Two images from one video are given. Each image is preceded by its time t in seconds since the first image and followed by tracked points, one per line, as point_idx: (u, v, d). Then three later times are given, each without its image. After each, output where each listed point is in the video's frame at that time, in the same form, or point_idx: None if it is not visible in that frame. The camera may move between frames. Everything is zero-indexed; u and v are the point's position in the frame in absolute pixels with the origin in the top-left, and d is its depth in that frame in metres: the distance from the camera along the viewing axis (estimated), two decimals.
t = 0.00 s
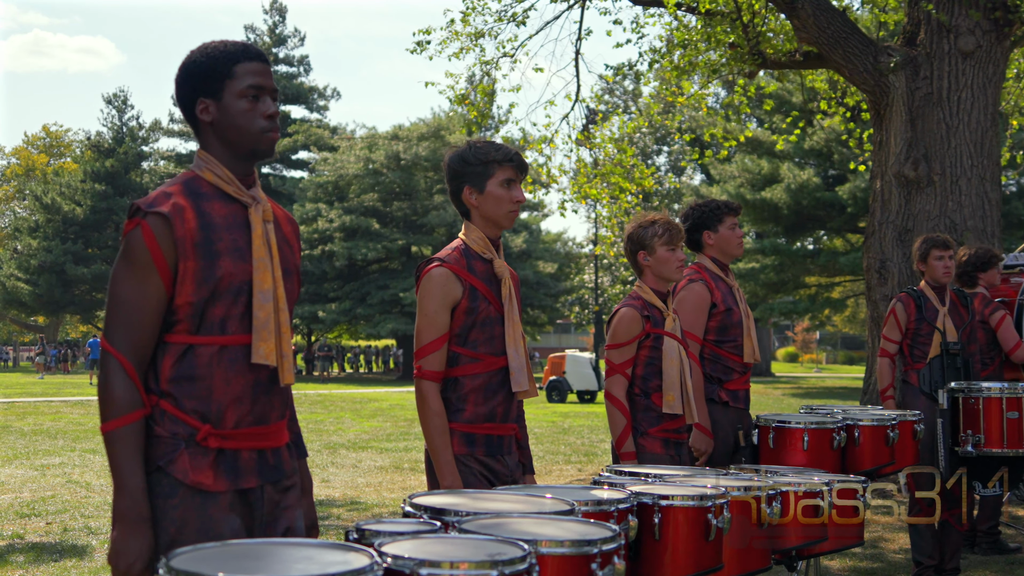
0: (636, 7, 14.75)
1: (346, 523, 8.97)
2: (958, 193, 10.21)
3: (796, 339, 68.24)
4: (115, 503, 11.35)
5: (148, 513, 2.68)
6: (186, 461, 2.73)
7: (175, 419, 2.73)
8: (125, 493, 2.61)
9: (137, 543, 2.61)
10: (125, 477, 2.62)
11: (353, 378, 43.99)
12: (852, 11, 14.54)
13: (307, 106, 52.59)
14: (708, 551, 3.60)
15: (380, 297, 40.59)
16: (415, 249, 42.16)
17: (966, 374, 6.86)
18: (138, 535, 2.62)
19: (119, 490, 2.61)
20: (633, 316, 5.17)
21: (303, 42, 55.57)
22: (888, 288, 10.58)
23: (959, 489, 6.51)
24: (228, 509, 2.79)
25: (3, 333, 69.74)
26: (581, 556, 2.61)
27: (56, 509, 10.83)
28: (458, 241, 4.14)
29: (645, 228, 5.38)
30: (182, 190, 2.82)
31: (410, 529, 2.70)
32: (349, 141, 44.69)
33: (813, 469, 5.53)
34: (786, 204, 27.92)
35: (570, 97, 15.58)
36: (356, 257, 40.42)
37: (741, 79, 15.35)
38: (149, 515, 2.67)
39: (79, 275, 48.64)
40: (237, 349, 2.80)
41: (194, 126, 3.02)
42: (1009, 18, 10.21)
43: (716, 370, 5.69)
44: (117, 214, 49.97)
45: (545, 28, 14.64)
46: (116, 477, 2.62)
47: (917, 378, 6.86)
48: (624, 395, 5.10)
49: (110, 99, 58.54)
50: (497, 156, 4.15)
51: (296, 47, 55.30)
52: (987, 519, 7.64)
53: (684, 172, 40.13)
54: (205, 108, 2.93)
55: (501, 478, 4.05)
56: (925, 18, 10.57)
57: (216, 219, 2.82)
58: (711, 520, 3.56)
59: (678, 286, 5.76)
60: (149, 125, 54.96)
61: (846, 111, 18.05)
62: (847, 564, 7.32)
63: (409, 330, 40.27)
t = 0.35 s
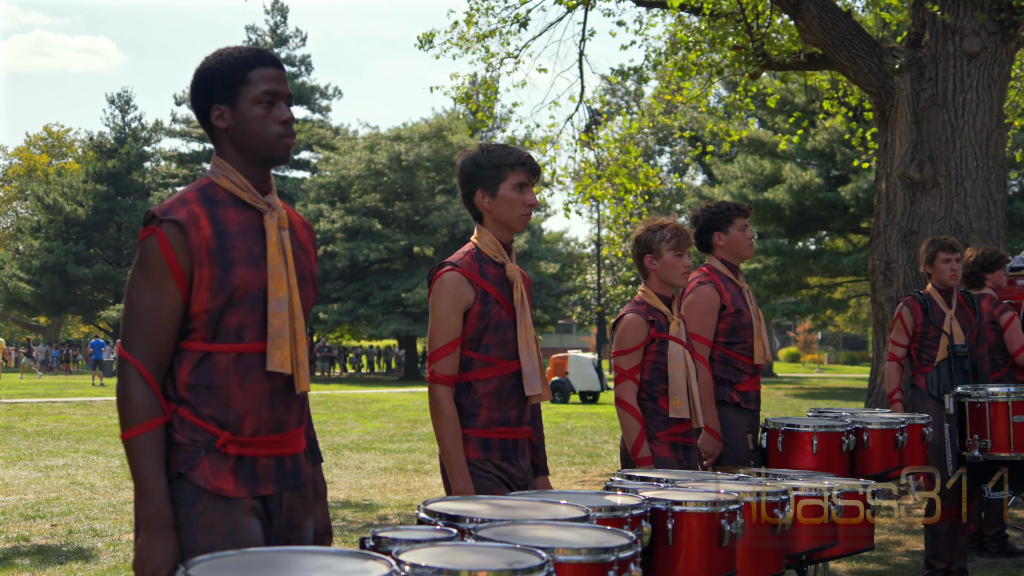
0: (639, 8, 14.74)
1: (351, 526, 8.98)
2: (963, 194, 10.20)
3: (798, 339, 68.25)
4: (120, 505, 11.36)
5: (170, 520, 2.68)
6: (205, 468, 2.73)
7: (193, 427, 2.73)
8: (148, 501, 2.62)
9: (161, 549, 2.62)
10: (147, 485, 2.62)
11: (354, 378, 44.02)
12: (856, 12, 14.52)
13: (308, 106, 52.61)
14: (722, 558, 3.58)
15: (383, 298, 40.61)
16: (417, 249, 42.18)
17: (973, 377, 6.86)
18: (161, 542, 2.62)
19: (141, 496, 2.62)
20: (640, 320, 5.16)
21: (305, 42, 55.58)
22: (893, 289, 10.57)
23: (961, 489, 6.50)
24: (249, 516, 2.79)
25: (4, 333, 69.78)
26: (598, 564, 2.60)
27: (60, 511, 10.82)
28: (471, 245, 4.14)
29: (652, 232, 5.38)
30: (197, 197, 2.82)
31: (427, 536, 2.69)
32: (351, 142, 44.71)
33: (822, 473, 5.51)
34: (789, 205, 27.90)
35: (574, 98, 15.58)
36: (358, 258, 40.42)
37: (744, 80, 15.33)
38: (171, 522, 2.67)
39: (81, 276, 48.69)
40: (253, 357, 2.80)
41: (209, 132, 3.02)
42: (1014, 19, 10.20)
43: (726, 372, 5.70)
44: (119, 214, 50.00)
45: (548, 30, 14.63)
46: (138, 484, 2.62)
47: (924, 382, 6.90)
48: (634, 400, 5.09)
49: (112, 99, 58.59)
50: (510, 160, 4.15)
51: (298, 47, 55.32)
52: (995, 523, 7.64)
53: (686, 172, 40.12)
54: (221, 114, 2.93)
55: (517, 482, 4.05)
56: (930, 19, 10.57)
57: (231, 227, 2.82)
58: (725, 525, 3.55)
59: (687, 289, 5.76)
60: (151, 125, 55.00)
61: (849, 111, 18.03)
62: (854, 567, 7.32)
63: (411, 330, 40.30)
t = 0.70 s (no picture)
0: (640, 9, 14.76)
1: (355, 527, 8.99)
2: (966, 196, 10.20)
3: (798, 340, 68.28)
4: (122, 506, 11.36)
5: (175, 524, 2.68)
6: (209, 472, 2.73)
7: (198, 429, 2.73)
8: (151, 504, 2.62)
9: (163, 553, 2.62)
10: (150, 487, 2.63)
11: (355, 378, 44.03)
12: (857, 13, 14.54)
13: (309, 106, 52.62)
14: (731, 560, 3.59)
15: (384, 298, 40.61)
16: (418, 249, 42.19)
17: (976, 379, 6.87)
18: (165, 545, 2.63)
19: (145, 499, 2.62)
20: (645, 323, 5.16)
21: (305, 43, 55.59)
22: (896, 291, 10.60)
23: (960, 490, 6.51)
24: (251, 520, 2.79)
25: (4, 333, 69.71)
26: (611, 569, 2.60)
27: (63, 511, 10.83)
28: (477, 247, 4.14)
29: (658, 234, 5.38)
30: (205, 198, 2.82)
31: (440, 541, 2.68)
32: (351, 143, 44.73)
33: (828, 475, 5.51)
34: (790, 206, 27.89)
35: (576, 100, 15.59)
36: (359, 258, 40.41)
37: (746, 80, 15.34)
38: (176, 525, 2.67)
39: (82, 276, 48.69)
40: (258, 360, 2.80)
41: (217, 133, 3.01)
42: (1016, 20, 10.21)
43: (729, 374, 5.69)
44: (120, 214, 50.01)
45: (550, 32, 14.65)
46: (141, 486, 2.63)
47: (926, 384, 6.89)
48: (636, 402, 5.10)
49: (113, 99, 58.61)
50: (519, 163, 4.15)
51: (298, 48, 55.33)
52: (997, 526, 7.67)
53: (686, 172, 40.13)
54: (230, 116, 2.94)
55: (524, 484, 4.05)
56: (933, 21, 10.57)
57: (239, 229, 2.82)
58: (734, 529, 3.56)
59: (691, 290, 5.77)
60: (151, 126, 55.01)
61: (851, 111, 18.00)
62: (858, 568, 7.33)
63: (412, 331, 40.31)
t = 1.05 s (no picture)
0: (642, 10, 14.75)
1: (359, 528, 9.00)
2: (969, 197, 10.21)
3: (799, 340, 68.36)
4: (126, 507, 11.37)
5: (199, 527, 2.69)
6: (231, 475, 2.74)
7: (219, 432, 2.74)
8: (176, 508, 2.63)
9: (188, 555, 2.63)
10: (175, 491, 2.64)
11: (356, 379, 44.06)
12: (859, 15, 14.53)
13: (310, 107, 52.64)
14: (741, 561, 3.60)
15: (385, 298, 40.65)
16: (418, 250, 42.22)
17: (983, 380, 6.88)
18: (190, 548, 2.64)
19: (169, 502, 2.63)
20: (653, 323, 5.16)
21: (306, 43, 55.60)
22: (899, 292, 10.59)
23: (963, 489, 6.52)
24: (273, 521, 2.80)
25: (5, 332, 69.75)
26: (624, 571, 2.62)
27: (67, 512, 10.83)
28: (486, 249, 4.15)
29: (667, 235, 5.38)
30: (220, 202, 2.83)
31: (454, 543, 2.70)
32: (352, 143, 44.74)
33: (835, 475, 5.51)
34: (791, 206, 27.90)
35: (578, 101, 15.59)
36: (360, 259, 40.42)
37: (747, 82, 15.34)
38: (200, 528, 2.68)
39: (83, 276, 48.71)
40: (278, 362, 2.81)
41: (229, 138, 3.03)
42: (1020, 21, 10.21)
43: (735, 376, 5.71)
44: (121, 215, 50.03)
45: (552, 33, 14.66)
46: (165, 490, 2.64)
47: (934, 385, 6.90)
48: (643, 402, 5.10)
49: (113, 100, 58.62)
50: (529, 165, 4.16)
51: (299, 48, 55.35)
52: (1002, 526, 7.67)
53: (687, 173, 40.16)
54: (243, 120, 2.95)
55: (533, 486, 4.06)
56: (936, 22, 10.58)
57: (255, 231, 2.83)
58: (744, 531, 3.57)
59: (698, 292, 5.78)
60: (152, 126, 55.03)
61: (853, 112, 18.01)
62: (863, 569, 7.34)
63: (413, 332, 40.33)
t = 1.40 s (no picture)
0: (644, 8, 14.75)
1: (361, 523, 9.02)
2: (971, 192, 10.21)
3: (800, 340, 68.40)
4: (128, 503, 11.38)
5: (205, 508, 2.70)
6: (236, 456, 2.75)
7: (224, 414, 2.75)
8: (181, 488, 2.64)
9: (193, 536, 2.64)
10: (180, 471, 2.65)
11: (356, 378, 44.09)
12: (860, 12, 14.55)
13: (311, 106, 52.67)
14: (745, 548, 3.61)
15: (386, 297, 40.66)
16: (419, 249, 42.24)
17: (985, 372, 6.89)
18: (195, 528, 2.65)
19: (174, 482, 2.65)
20: (657, 313, 5.17)
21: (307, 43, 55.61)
22: (901, 288, 10.58)
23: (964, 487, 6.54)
24: (278, 503, 2.81)
25: (6, 331, 69.77)
26: (632, 551, 2.64)
27: (70, 508, 10.85)
28: (490, 237, 4.16)
29: (670, 226, 5.40)
30: (229, 184, 2.84)
31: (461, 524, 2.72)
32: (353, 142, 44.75)
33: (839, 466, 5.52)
34: (792, 205, 27.86)
35: (579, 98, 15.60)
36: (361, 258, 40.45)
37: (749, 80, 15.34)
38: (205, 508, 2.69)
39: (84, 276, 48.72)
40: (284, 343, 2.82)
41: (240, 121, 3.04)
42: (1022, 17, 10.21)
43: (738, 367, 5.72)
44: (122, 214, 50.06)
45: (553, 30, 14.68)
46: (170, 470, 2.65)
47: (937, 377, 6.90)
48: (646, 392, 5.12)
49: (114, 99, 58.65)
50: (532, 153, 4.17)
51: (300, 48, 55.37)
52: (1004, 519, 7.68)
53: (688, 172, 40.18)
54: (253, 103, 2.96)
55: (537, 473, 4.07)
56: (938, 18, 10.59)
57: (263, 213, 2.85)
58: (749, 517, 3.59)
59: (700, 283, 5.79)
60: (153, 125, 55.07)
61: (854, 110, 18.02)
62: (865, 563, 7.35)
63: (413, 331, 40.33)
